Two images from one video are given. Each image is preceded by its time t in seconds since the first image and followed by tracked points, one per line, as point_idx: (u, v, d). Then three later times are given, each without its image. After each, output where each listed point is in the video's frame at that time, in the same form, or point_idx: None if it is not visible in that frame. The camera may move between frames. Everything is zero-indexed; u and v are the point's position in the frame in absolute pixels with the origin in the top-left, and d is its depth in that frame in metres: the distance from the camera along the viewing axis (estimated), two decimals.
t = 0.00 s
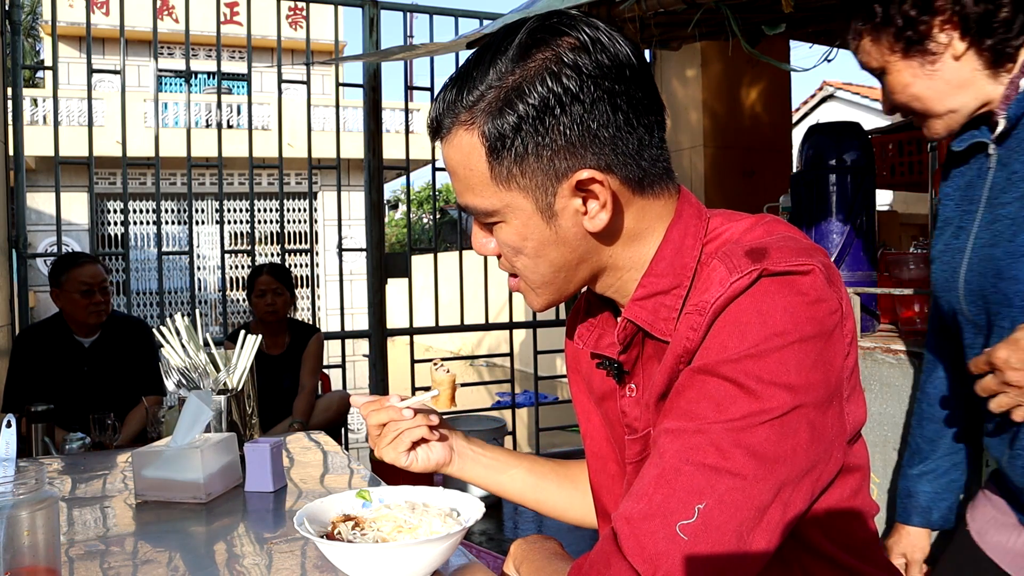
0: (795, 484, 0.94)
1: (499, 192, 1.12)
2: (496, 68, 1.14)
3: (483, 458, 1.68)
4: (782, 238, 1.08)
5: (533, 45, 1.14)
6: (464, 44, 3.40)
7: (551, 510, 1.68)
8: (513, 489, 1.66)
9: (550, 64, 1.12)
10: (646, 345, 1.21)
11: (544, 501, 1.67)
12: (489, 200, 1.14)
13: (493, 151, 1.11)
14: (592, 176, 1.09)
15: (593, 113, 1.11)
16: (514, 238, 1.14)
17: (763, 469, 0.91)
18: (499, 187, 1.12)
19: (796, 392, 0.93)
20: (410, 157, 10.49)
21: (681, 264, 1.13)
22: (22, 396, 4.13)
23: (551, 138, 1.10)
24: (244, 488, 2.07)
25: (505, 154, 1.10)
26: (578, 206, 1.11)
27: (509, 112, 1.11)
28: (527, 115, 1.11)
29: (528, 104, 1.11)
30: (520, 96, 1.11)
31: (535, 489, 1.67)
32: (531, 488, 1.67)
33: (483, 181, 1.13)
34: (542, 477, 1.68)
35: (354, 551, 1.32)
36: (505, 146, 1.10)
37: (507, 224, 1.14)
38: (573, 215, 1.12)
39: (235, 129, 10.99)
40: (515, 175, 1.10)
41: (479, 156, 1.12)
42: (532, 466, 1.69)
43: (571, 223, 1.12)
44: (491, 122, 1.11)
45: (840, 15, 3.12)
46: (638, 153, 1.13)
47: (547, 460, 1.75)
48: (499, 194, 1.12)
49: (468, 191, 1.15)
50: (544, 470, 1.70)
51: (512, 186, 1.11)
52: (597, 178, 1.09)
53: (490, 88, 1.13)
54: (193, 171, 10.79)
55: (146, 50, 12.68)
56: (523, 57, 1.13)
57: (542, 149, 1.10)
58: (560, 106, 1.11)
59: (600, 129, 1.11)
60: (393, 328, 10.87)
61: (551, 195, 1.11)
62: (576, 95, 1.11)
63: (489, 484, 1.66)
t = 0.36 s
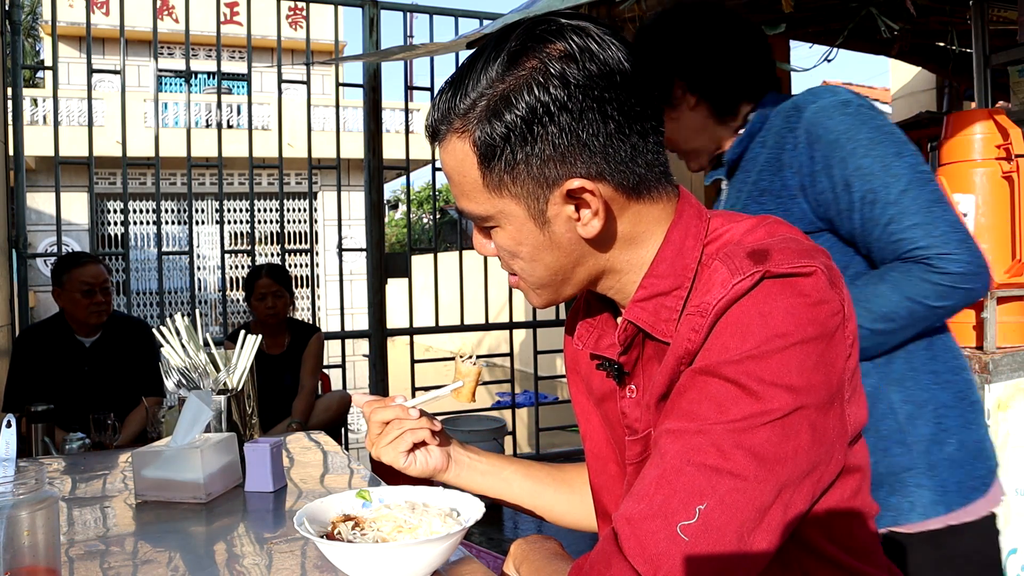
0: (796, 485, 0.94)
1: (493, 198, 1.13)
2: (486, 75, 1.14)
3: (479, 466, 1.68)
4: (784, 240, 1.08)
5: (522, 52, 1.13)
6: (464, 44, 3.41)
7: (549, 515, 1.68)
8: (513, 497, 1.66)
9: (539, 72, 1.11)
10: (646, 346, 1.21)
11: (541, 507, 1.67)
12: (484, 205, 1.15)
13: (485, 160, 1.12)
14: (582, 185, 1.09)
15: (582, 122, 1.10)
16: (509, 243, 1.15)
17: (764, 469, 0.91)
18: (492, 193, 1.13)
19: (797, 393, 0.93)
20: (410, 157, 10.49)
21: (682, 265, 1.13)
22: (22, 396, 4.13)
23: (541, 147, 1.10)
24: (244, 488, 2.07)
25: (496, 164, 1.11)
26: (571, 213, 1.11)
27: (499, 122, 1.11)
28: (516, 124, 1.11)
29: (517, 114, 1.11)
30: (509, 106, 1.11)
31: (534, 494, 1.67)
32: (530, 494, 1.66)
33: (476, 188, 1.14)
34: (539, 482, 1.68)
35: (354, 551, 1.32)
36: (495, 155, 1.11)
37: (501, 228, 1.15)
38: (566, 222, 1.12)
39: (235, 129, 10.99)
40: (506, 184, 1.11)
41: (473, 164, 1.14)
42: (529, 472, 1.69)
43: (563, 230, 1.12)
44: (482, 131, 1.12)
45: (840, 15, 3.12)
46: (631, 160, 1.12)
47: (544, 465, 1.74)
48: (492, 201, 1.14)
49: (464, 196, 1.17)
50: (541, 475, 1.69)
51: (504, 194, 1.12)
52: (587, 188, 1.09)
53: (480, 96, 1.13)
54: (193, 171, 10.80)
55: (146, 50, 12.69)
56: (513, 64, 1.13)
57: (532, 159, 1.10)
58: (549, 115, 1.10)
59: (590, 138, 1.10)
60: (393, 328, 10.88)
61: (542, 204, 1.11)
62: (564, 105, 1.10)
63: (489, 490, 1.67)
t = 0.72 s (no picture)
0: (796, 485, 0.94)
1: (498, 191, 1.12)
2: (492, 67, 1.14)
3: (480, 458, 1.68)
4: (784, 240, 1.08)
5: (529, 45, 1.14)
6: (464, 44, 3.41)
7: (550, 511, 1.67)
8: (515, 491, 1.66)
9: (547, 63, 1.12)
10: (646, 346, 1.21)
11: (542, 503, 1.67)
12: (487, 200, 1.14)
13: (491, 152, 1.11)
14: (590, 176, 1.09)
15: (590, 111, 1.10)
16: (513, 239, 1.14)
17: (764, 469, 0.91)
18: (497, 186, 1.12)
19: (797, 393, 0.93)
20: (410, 157, 10.50)
21: (681, 265, 1.13)
22: (22, 396, 4.13)
23: (549, 138, 1.10)
24: (244, 488, 2.07)
25: (502, 155, 1.11)
26: (576, 205, 1.11)
27: (507, 113, 1.11)
28: (524, 115, 1.10)
29: (525, 104, 1.11)
30: (517, 96, 1.11)
31: (535, 490, 1.67)
32: (531, 489, 1.66)
33: (481, 181, 1.13)
34: (541, 478, 1.68)
35: (354, 550, 1.32)
36: (502, 146, 1.11)
37: (505, 224, 1.14)
38: (572, 215, 1.11)
39: (235, 129, 10.99)
40: (512, 175, 1.10)
41: (478, 156, 1.13)
42: (529, 465, 1.69)
43: (569, 223, 1.12)
44: (489, 122, 1.11)
45: (839, 15, 3.12)
46: (636, 152, 1.13)
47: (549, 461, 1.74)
48: (497, 195, 1.12)
49: (467, 191, 1.16)
50: (543, 471, 1.70)
51: (510, 186, 1.11)
52: (595, 178, 1.08)
53: (487, 88, 1.13)
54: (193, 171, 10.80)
55: (146, 50, 12.69)
56: (520, 56, 1.13)
57: (539, 149, 1.10)
58: (557, 105, 1.10)
59: (598, 129, 1.10)
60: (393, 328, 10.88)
61: (549, 195, 1.10)
62: (573, 95, 1.10)
63: (490, 484, 1.66)
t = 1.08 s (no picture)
0: (796, 486, 0.94)
1: (506, 181, 1.11)
2: (506, 56, 1.15)
3: (483, 453, 1.71)
4: (784, 240, 1.08)
5: (544, 36, 1.15)
6: (464, 44, 3.41)
7: (552, 508, 1.66)
8: (514, 485, 1.66)
9: (562, 53, 1.13)
10: (646, 345, 1.21)
11: (544, 500, 1.66)
12: (494, 190, 1.13)
13: (503, 138, 1.11)
14: (600, 165, 1.09)
15: (603, 102, 1.11)
16: (519, 231, 1.13)
17: (764, 469, 0.91)
18: (506, 175, 1.11)
19: (797, 393, 0.93)
20: (410, 157, 10.50)
21: (681, 264, 1.13)
22: (22, 396, 4.13)
23: (562, 126, 1.10)
24: (244, 488, 2.07)
25: (514, 142, 1.10)
26: (585, 197, 1.10)
27: (520, 100, 1.11)
28: (537, 102, 1.10)
29: (538, 92, 1.11)
30: (531, 84, 1.11)
31: (536, 486, 1.66)
32: (532, 485, 1.66)
33: (490, 169, 1.12)
34: (544, 474, 1.67)
35: (354, 550, 1.32)
36: (514, 133, 1.10)
37: (511, 215, 1.13)
38: (579, 207, 1.11)
39: (235, 129, 10.99)
40: (523, 163, 1.10)
41: (487, 144, 1.12)
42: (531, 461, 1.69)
43: (577, 214, 1.11)
44: (500, 110, 1.11)
45: (839, 15, 3.12)
46: (645, 146, 1.13)
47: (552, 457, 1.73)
48: (506, 184, 1.12)
49: (474, 180, 1.14)
50: (547, 467, 1.69)
51: (519, 175, 1.10)
52: (605, 168, 1.09)
53: (500, 77, 1.13)
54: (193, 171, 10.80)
55: (146, 50, 12.69)
56: (535, 46, 1.14)
57: (551, 137, 1.10)
58: (571, 94, 1.11)
59: (610, 119, 1.11)
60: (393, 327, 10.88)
61: (559, 185, 1.10)
62: (587, 84, 1.11)
63: (490, 476, 1.68)
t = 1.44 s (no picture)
0: (796, 486, 0.94)
1: (509, 180, 1.11)
2: (508, 56, 1.15)
3: (483, 452, 1.70)
4: (784, 240, 1.08)
5: (546, 36, 1.15)
6: (464, 44, 3.41)
7: (550, 506, 1.66)
8: (512, 483, 1.67)
9: (564, 53, 1.13)
10: (645, 344, 1.21)
11: (543, 498, 1.66)
12: (496, 190, 1.13)
13: (506, 138, 1.11)
14: (603, 165, 1.09)
15: (606, 101, 1.11)
16: (522, 231, 1.13)
17: (764, 470, 0.91)
18: (508, 175, 1.11)
19: (798, 394, 0.93)
20: (410, 156, 10.51)
21: (680, 263, 1.13)
22: (22, 396, 4.13)
23: (564, 125, 1.10)
24: (244, 488, 2.07)
25: (517, 141, 1.10)
26: (587, 196, 1.11)
27: (523, 99, 1.11)
28: (541, 101, 1.10)
29: (542, 91, 1.11)
30: (533, 83, 1.11)
31: (534, 484, 1.67)
32: (530, 483, 1.67)
33: (492, 169, 1.12)
34: (543, 473, 1.68)
35: (354, 550, 1.32)
36: (518, 133, 1.10)
37: (514, 215, 1.13)
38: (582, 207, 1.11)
39: (235, 129, 10.99)
40: (526, 163, 1.10)
41: (490, 144, 1.12)
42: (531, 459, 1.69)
43: (579, 214, 1.12)
44: (503, 110, 1.11)
45: (839, 15, 3.12)
46: (647, 145, 1.13)
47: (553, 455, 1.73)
48: (508, 183, 1.11)
49: (475, 180, 1.14)
50: (547, 466, 1.69)
51: (522, 174, 1.10)
52: (608, 167, 1.09)
53: (502, 77, 1.13)
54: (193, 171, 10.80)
55: (146, 50, 12.69)
56: (537, 46, 1.14)
57: (555, 137, 1.10)
58: (574, 93, 1.11)
59: (613, 118, 1.11)
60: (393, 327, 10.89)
61: (562, 185, 1.10)
62: (590, 83, 1.11)
63: (488, 473, 1.69)
